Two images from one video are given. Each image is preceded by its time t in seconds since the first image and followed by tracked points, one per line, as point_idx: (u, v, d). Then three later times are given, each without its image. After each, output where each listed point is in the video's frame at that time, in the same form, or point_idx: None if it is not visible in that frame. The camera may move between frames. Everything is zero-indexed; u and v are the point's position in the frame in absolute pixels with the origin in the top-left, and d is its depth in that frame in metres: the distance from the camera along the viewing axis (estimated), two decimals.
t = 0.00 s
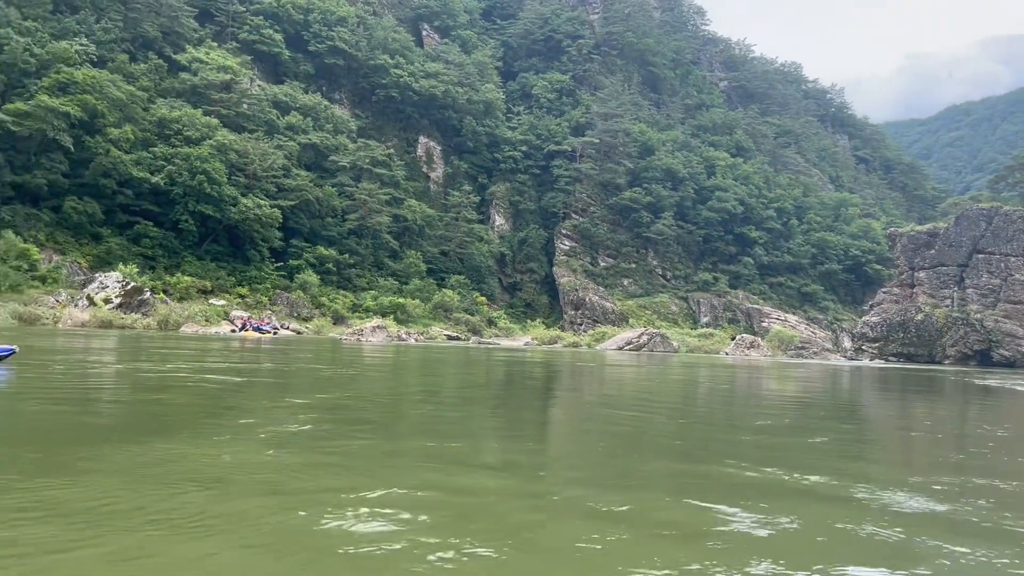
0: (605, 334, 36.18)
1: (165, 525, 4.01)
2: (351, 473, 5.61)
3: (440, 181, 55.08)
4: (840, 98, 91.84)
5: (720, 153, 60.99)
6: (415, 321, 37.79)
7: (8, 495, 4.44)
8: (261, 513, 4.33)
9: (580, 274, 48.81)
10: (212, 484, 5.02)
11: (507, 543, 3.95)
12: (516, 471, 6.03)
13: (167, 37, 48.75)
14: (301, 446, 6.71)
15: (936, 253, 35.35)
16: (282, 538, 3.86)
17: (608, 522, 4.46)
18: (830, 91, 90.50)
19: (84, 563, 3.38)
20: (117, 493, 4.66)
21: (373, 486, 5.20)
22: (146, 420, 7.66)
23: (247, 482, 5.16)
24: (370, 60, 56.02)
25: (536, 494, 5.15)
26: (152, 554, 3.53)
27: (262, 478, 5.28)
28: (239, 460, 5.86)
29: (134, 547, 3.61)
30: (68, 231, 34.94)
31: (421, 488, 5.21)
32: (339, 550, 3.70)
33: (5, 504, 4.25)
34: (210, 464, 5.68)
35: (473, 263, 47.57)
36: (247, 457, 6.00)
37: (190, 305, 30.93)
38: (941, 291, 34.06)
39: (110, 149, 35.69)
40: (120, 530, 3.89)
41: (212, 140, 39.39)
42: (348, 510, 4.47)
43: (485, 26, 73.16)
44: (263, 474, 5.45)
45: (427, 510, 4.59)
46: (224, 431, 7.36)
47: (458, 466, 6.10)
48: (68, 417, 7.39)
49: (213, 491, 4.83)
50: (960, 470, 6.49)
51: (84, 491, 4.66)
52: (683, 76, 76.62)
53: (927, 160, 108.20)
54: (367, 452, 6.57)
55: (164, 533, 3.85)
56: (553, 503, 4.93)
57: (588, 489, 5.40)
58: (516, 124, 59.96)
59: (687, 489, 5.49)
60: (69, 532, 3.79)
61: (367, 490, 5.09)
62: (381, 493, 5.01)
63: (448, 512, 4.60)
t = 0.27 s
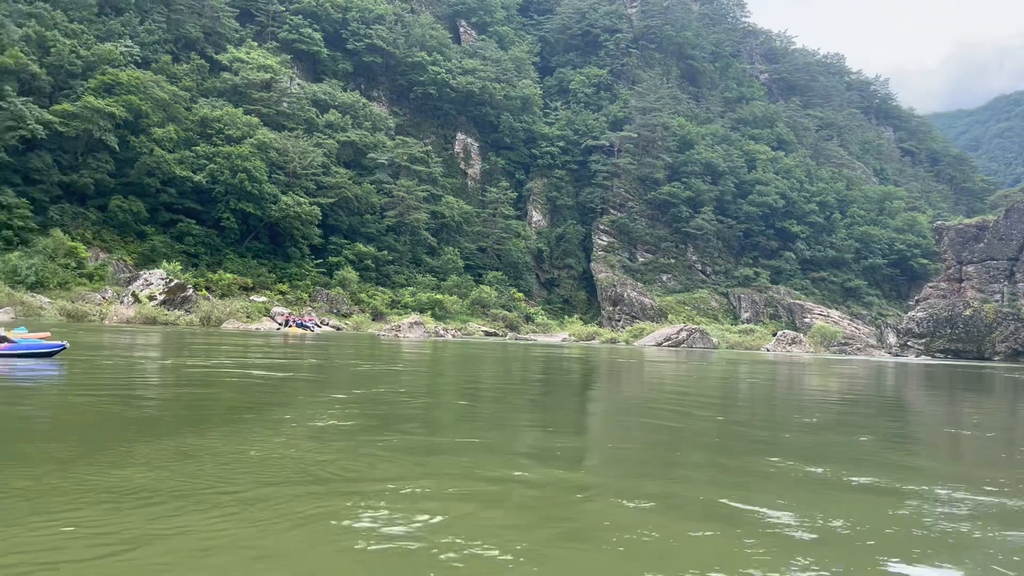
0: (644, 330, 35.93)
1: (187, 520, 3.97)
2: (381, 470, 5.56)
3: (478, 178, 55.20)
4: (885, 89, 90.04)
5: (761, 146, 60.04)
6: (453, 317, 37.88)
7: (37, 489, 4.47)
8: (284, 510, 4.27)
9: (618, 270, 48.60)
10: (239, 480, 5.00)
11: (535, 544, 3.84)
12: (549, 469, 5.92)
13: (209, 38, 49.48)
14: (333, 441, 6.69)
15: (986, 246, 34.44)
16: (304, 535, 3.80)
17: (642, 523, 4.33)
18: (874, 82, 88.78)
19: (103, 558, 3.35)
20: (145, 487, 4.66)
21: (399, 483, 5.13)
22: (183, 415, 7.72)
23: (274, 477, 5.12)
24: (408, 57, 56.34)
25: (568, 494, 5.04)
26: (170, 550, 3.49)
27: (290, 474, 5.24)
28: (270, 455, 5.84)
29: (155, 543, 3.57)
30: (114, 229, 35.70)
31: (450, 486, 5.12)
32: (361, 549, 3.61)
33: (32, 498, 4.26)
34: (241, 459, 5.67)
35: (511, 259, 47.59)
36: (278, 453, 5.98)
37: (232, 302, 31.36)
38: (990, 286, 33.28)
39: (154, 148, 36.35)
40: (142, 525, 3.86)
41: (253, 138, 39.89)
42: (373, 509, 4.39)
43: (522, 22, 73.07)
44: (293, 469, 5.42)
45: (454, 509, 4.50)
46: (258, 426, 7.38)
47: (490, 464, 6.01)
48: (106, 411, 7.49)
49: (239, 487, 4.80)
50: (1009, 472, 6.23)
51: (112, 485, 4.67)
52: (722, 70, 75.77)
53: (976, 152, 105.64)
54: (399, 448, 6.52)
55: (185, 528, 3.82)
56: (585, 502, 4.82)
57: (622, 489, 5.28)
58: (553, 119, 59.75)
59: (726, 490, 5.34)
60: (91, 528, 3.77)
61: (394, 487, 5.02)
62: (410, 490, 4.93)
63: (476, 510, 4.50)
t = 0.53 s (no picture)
0: (683, 326, 35.61)
1: (203, 517, 3.90)
2: (408, 467, 5.45)
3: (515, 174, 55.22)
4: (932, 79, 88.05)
5: (803, 139, 59.04)
6: (490, 313, 37.92)
7: (60, 484, 4.44)
8: (304, 508, 4.18)
9: (657, 265, 48.28)
10: (263, 476, 4.93)
11: (560, 547, 3.69)
12: (581, 467, 5.77)
13: (250, 38, 50.18)
14: (363, 437, 6.62)
15: None
16: (319, 535, 3.69)
17: (675, 527, 4.16)
18: (921, 73, 86.87)
19: (114, 556, 3.28)
20: (167, 483, 4.62)
21: (425, 482, 5.01)
22: (216, 410, 7.74)
23: (298, 475, 5.05)
24: (445, 54, 56.56)
25: (599, 494, 4.89)
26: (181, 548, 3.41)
27: (314, 471, 5.17)
28: (297, 452, 5.79)
29: (167, 542, 3.48)
30: (158, 227, 36.39)
31: (478, 485, 4.99)
32: (375, 550, 3.48)
33: (53, 494, 4.24)
34: (267, 456, 5.62)
35: (549, 256, 47.53)
36: (306, 449, 5.92)
37: (273, 299, 31.74)
38: None
39: (196, 148, 36.94)
40: (157, 522, 3.79)
41: (293, 137, 40.33)
42: (395, 508, 4.28)
43: (560, 18, 72.86)
44: (318, 466, 5.34)
45: (480, 508, 4.36)
46: (289, 422, 7.35)
47: (521, 462, 5.87)
48: (141, 407, 7.53)
49: (261, 484, 4.72)
50: None
51: (134, 481, 4.64)
52: (763, 62, 74.76)
53: None
54: (428, 446, 6.42)
55: (200, 526, 3.73)
56: (616, 503, 4.66)
57: (656, 491, 5.11)
58: (591, 115, 59.47)
59: (765, 493, 5.14)
60: (106, 525, 3.71)
61: (420, 485, 4.90)
62: (436, 489, 4.81)
63: (502, 510, 4.36)
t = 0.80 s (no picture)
0: (726, 323, 35.21)
1: (226, 514, 3.87)
2: (440, 464, 5.40)
3: (555, 170, 55.14)
4: (984, 69, 85.75)
5: (848, 132, 57.83)
6: (530, 310, 37.89)
7: (92, 479, 4.46)
8: (330, 505, 4.16)
9: (699, 261, 47.85)
10: (294, 473, 4.91)
11: (587, 550, 3.59)
12: (617, 466, 5.67)
13: (292, 38, 50.79)
14: (397, 434, 6.57)
15: None
16: (347, 529, 3.69)
17: (711, 531, 4.02)
18: (973, 63, 84.69)
19: (133, 550, 3.26)
20: (195, 478, 4.61)
21: (455, 479, 4.94)
22: (254, 406, 7.78)
23: (328, 470, 5.04)
24: (485, 51, 56.68)
25: (633, 493, 4.76)
26: (199, 544, 3.38)
27: (344, 468, 5.13)
28: (328, 449, 5.76)
29: (187, 537, 3.46)
30: (203, 226, 37.01)
31: (509, 484, 4.90)
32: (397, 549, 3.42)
33: (83, 489, 4.26)
34: (299, 451, 5.60)
35: (589, 252, 47.38)
36: (337, 447, 5.88)
37: (315, 295, 32.07)
38: None
39: (240, 147, 37.48)
40: (177, 517, 3.77)
41: (335, 135, 40.75)
42: (422, 506, 4.22)
43: (600, 13, 72.48)
44: (348, 463, 5.31)
45: (508, 508, 4.28)
46: (326, 418, 7.36)
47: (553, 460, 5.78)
48: (182, 403, 7.61)
49: (289, 480, 4.70)
50: None
51: (163, 477, 4.63)
52: (807, 54, 73.54)
53: None
54: (462, 442, 6.36)
55: (221, 523, 3.70)
56: (650, 503, 4.54)
57: (694, 490, 4.98)
58: (632, 110, 59.05)
59: (809, 494, 4.98)
60: (127, 521, 3.70)
61: (450, 483, 4.84)
62: (468, 486, 4.79)
63: (528, 511, 4.27)
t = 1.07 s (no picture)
0: (770, 320, 34.72)
1: (249, 511, 3.84)
2: (473, 463, 5.33)
3: (595, 166, 54.95)
4: None
5: (896, 126, 56.31)
6: (570, 307, 37.77)
7: (123, 475, 4.47)
8: (359, 503, 4.15)
9: (742, 258, 47.34)
10: (324, 471, 4.87)
11: (618, 554, 3.47)
12: (655, 467, 5.54)
13: (334, 38, 51.27)
14: (431, 432, 6.52)
15: None
16: (373, 529, 3.67)
17: (750, 535, 3.88)
18: None
19: (151, 546, 3.23)
20: (224, 475, 4.60)
21: (486, 479, 4.87)
22: (292, 403, 7.81)
23: (362, 467, 5.05)
24: (525, 48, 56.63)
25: (671, 494, 4.63)
26: (220, 540, 3.34)
27: (375, 466, 5.09)
28: (364, 446, 5.76)
29: (208, 533, 3.42)
30: (247, 225, 37.55)
31: (543, 484, 4.80)
32: (419, 551, 3.34)
33: (116, 482, 4.31)
34: (332, 449, 5.57)
35: (630, 249, 47.11)
36: (370, 444, 5.85)
37: (357, 293, 32.32)
38: None
39: (283, 147, 37.92)
40: (199, 514, 3.74)
41: (376, 134, 41.08)
42: (450, 507, 4.14)
43: (641, 7, 71.88)
44: (380, 461, 5.27)
45: (538, 510, 4.18)
46: (362, 415, 7.35)
47: (589, 460, 5.67)
48: (221, 399, 7.68)
49: (318, 478, 4.66)
50: None
51: (197, 472, 4.68)
52: (854, 46, 72.09)
53: None
54: (496, 440, 6.29)
55: (243, 521, 3.66)
56: (687, 506, 4.40)
57: (737, 492, 4.83)
58: (673, 105, 58.47)
59: (859, 498, 4.80)
60: (157, 515, 3.73)
61: (480, 483, 4.76)
62: (500, 484, 4.76)
63: (560, 511, 4.21)
